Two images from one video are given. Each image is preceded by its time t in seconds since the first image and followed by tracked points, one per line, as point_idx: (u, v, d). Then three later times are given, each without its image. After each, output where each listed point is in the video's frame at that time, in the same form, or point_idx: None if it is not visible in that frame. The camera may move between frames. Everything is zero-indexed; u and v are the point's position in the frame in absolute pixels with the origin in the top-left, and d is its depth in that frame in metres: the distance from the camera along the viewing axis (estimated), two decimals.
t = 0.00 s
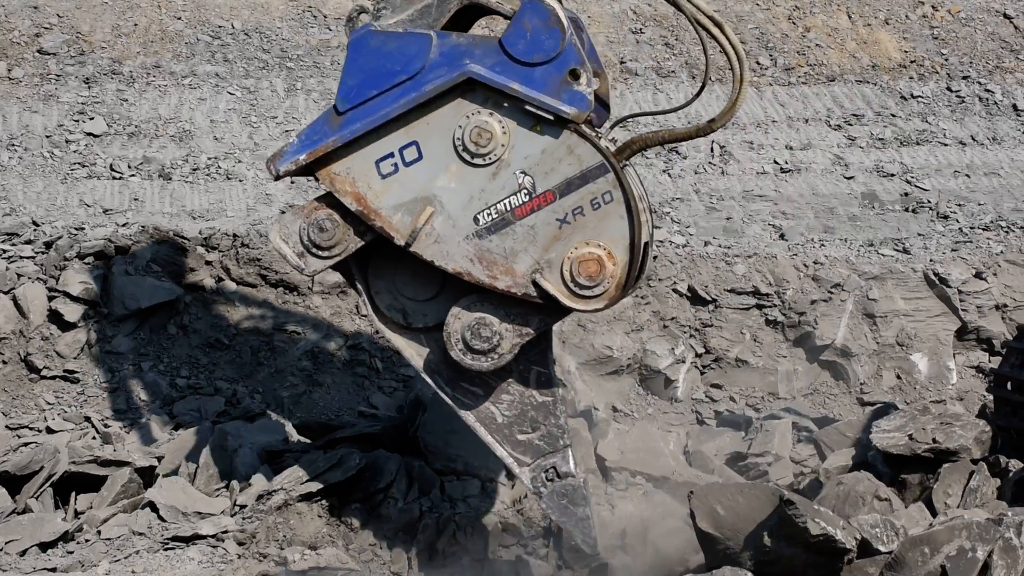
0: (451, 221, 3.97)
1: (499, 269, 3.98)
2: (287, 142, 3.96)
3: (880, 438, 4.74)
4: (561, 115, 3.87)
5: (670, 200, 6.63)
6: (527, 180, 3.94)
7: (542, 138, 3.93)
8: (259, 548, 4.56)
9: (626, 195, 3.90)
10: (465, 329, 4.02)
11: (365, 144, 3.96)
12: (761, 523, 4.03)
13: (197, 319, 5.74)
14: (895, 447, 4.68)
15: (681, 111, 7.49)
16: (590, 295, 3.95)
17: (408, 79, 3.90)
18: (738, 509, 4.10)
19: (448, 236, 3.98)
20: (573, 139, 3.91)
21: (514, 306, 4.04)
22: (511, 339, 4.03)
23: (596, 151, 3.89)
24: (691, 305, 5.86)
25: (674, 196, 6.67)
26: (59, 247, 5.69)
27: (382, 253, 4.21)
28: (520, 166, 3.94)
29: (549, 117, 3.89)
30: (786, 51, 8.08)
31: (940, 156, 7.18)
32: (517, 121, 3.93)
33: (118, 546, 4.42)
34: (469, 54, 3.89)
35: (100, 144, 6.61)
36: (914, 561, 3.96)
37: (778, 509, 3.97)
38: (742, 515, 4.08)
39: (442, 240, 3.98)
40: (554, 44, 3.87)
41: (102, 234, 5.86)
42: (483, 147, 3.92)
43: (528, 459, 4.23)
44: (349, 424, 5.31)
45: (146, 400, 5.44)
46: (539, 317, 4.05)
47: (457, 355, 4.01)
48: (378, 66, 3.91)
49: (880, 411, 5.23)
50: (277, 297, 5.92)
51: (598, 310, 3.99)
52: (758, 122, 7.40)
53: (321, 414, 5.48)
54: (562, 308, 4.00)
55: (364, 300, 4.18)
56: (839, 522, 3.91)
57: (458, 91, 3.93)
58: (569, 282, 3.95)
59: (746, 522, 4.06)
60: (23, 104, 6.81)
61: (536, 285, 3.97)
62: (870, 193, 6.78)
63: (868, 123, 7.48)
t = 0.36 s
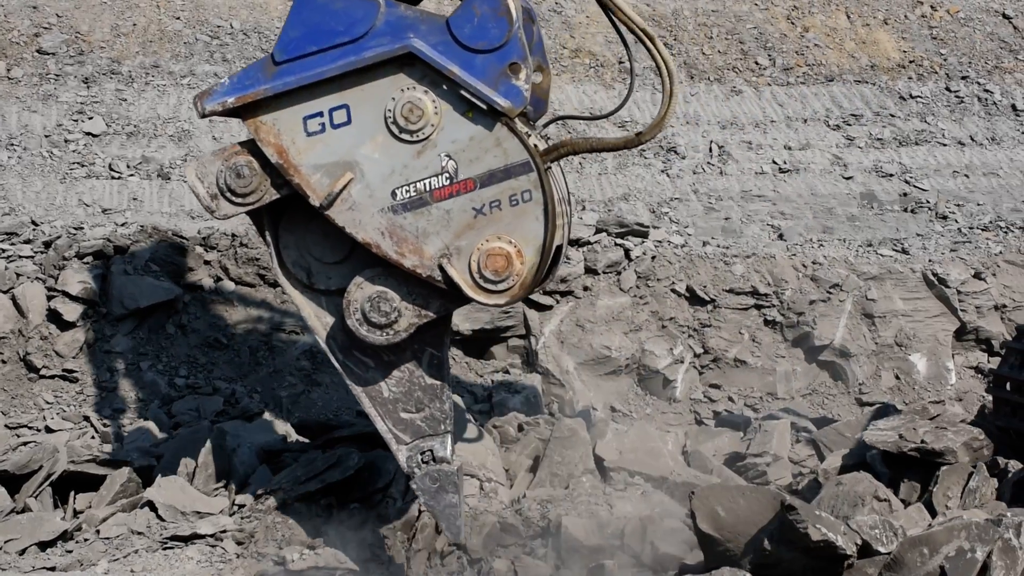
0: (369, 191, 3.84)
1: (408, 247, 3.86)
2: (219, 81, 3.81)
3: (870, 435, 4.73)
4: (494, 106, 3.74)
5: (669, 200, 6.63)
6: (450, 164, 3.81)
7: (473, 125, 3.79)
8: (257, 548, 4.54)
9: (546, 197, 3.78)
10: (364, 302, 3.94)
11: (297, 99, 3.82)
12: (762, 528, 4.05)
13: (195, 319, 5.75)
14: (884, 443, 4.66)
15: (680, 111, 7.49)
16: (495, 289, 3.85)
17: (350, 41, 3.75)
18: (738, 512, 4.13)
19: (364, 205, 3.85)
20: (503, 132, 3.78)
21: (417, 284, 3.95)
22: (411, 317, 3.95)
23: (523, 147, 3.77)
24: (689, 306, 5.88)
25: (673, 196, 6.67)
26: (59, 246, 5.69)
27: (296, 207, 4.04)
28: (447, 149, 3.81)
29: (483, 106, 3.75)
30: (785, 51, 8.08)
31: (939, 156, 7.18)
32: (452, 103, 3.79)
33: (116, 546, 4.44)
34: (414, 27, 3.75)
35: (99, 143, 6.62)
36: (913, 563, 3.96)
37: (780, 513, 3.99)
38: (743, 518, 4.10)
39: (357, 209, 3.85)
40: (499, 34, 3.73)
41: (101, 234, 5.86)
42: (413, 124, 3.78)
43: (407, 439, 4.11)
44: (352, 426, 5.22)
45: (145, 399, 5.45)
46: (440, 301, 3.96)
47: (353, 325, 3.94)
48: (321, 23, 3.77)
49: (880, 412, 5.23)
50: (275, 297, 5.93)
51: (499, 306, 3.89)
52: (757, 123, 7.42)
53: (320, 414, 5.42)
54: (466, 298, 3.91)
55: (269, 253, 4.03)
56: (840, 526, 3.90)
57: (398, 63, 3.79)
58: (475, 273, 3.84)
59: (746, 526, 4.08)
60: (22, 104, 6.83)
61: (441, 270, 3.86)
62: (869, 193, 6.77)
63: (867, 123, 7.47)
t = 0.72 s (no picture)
0: (344, 173, 3.90)
1: (381, 234, 3.92)
2: (202, 48, 3.87)
3: (868, 451, 4.74)
4: (480, 101, 3.80)
5: (676, 205, 6.65)
6: (430, 154, 3.87)
7: (457, 118, 3.86)
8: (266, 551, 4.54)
9: (524, 197, 3.84)
10: (329, 287, 4.00)
11: (280, 73, 3.89)
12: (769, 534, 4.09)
13: (205, 323, 5.78)
14: (879, 462, 4.66)
15: (687, 116, 7.51)
16: (463, 286, 3.91)
17: (340, 21, 3.83)
18: (744, 517, 4.19)
19: (338, 186, 3.91)
20: (486, 127, 3.84)
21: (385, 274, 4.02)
22: (376, 306, 4.02)
23: (506, 144, 3.83)
24: (696, 309, 5.90)
25: (680, 201, 6.69)
26: (70, 250, 5.71)
27: (267, 185, 4.12)
28: (428, 139, 3.87)
29: (469, 99, 3.82)
30: (792, 57, 8.11)
31: (947, 162, 7.19)
32: (437, 93, 3.85)
33: (126, 549, 4.45)
34: (406, 13, 3.83)
35: (110, 148, 6.67)
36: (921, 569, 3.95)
37: (786, 518, 4.03)
38: (749, 525, 4.17)
39: (331, 190, 3.91)
40: (491, 28, 3.81)
41: (111, 238, 5.89)
42: (396, 111, 3.85)
43: (360, 429, 4.18)
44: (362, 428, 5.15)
45: (155, 403, 5.48)
46: (407, 292, 4.03)
47: (316, 308, 3.99)
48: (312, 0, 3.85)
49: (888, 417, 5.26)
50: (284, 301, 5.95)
51: (466, 303, 3.95)
52: (764, 128, 7.44)
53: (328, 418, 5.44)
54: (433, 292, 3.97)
55: (237, 227, 4.11)
56: (848, 531, 3.91)
57: (386, 48, 3.86)
58: (446, 267, 3.90)
59: (753, 532, 4.15)
60: (34, 109, 6.88)
61: (412, 261, 3.91)
62: (876, 198, 6.79)
63: (874, 129, 7.48)
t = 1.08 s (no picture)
0: (301, 136, 3.73)
1: (331, 205, 3.76)
2: None
3: (868, 465, 4.74)
4: (453, 80, 3.67)
5: (680, 211, 6.64)
6: (392, 129, 3.72)
7: (425, 95, 3.72)
8: (271, 557, 4.52)
9: (485, 187, 3.73)
10: (270, 253, 3.82)
11: (248, 25, 3.70)
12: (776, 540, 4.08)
13: (210, 328, 5.78)
14: (878, 475, 4.68)
15: (691, 122, 7.51)
16: (411, 268, 3.77)
17: None
18: (750, 522, 4.17)
19: (293, 149, 3.74)
20: (455, 109, 3.71)
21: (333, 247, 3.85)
22: (316, 277, 3.85)
23: (473, 129, 3.71)
24: (700, 315, 5.90)
25: (685, 207, 6.68)
26: (74, 256, 5.74)
27: (216, 137, 3.93)
28: (393, 113, 3.72)
29: (440, 77, 3.68)
30: (796, 63, 8.10)
31: (951, 168, 7.18)
32: (409, 65, 3.71)
33: (130, 554, 4.44)
34: None
35: (115, 154, 6.69)
36: None
37: (792, 524, 4.03)
38: (755, 530, 4.15)
39: (285, 153, 3.74)
40: (473, 9, 3.69)
41: (116, 243, 5.89)
42: (364, 80, 3.68)
43: (281, 403, 4.02)
44: (365, 434, 5.15)
45: (159, 409, 5.48)
46: (350, 267, 3.87)
47: (253, 272, 3.82)
48: None
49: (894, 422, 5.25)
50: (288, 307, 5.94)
51: (409, 287, 3.82)
52: (768, 134, 7.44)
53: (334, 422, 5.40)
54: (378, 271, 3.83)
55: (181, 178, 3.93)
56: (853, 538, 3.92)
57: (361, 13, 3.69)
58: (395, 247, 3.76)
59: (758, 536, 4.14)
60: (39, 114, 6.91)
61: (360, 236, 3.76)
62: (881, 205, 6.78)
63: (878, 135, 7.48)
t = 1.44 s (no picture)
0: (280, 120, 3.52)
1: (310, 195, 3.58)
2: None
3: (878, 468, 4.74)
4: (445, 69, 3.54)
5: (691, 213, 6.62)
6: (378, 117, 3.57)
7: (414, 82, 3.58)
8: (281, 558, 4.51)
9: (473, 182, 3.64)
10: (240, 242, 3.61)
11: None
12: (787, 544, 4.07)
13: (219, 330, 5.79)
14: (888, 480, 4.67)
15: (701, 125, 7.51)
16: (394, 264, 3.64)
17: None
18: (760, 526, 4.17)
19: (271, 134, 3.53)
20: (445, 99, 3.60)
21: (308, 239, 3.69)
22: (288, 270, 3.67)
23: (463, 121, 3.61)
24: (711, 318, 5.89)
25: (695, 209, 6.67)
26: (85, 257, 5.76)
27: (184, 117, 3.68)
28: (379, 100, 3.57)
29: (432, 64, 3.55)
30: (807, 66, 8.09)
31: (963, 171, 7.17)
32: (398, 50, 3.56)
33: (140, 554, 4.49)
34: None
35: (125, 156, 6.71)
36: None
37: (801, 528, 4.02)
38: (765, 534, 4.15)
39: (262, 137, 3.53)
40: None
41: (127, 245, 5.92)
42: (350, 64, 3.51)
43: (243, 403, 3.76)
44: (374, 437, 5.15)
45: (169, 410, 5.48)
46: (325, 261, 3.71)
47: (221, 262, 3.61)
48: None
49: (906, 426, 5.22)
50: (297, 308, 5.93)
51: (388, 285, 3.68)
52: (779, 136, 7.43)
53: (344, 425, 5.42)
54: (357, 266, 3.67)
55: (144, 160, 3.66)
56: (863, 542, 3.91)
57: None
58: (377, 242, 3.62)
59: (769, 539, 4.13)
60: (50, 116, 6.94)
61: (340, 228, 3.59)
62: (891, 208, 6.76)
63: (889, 138, 7.46)
